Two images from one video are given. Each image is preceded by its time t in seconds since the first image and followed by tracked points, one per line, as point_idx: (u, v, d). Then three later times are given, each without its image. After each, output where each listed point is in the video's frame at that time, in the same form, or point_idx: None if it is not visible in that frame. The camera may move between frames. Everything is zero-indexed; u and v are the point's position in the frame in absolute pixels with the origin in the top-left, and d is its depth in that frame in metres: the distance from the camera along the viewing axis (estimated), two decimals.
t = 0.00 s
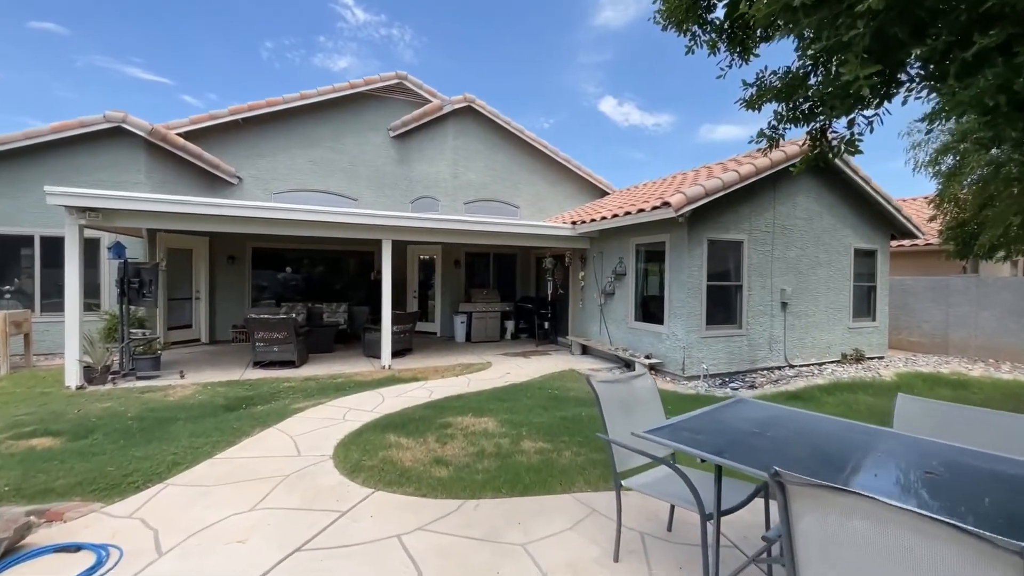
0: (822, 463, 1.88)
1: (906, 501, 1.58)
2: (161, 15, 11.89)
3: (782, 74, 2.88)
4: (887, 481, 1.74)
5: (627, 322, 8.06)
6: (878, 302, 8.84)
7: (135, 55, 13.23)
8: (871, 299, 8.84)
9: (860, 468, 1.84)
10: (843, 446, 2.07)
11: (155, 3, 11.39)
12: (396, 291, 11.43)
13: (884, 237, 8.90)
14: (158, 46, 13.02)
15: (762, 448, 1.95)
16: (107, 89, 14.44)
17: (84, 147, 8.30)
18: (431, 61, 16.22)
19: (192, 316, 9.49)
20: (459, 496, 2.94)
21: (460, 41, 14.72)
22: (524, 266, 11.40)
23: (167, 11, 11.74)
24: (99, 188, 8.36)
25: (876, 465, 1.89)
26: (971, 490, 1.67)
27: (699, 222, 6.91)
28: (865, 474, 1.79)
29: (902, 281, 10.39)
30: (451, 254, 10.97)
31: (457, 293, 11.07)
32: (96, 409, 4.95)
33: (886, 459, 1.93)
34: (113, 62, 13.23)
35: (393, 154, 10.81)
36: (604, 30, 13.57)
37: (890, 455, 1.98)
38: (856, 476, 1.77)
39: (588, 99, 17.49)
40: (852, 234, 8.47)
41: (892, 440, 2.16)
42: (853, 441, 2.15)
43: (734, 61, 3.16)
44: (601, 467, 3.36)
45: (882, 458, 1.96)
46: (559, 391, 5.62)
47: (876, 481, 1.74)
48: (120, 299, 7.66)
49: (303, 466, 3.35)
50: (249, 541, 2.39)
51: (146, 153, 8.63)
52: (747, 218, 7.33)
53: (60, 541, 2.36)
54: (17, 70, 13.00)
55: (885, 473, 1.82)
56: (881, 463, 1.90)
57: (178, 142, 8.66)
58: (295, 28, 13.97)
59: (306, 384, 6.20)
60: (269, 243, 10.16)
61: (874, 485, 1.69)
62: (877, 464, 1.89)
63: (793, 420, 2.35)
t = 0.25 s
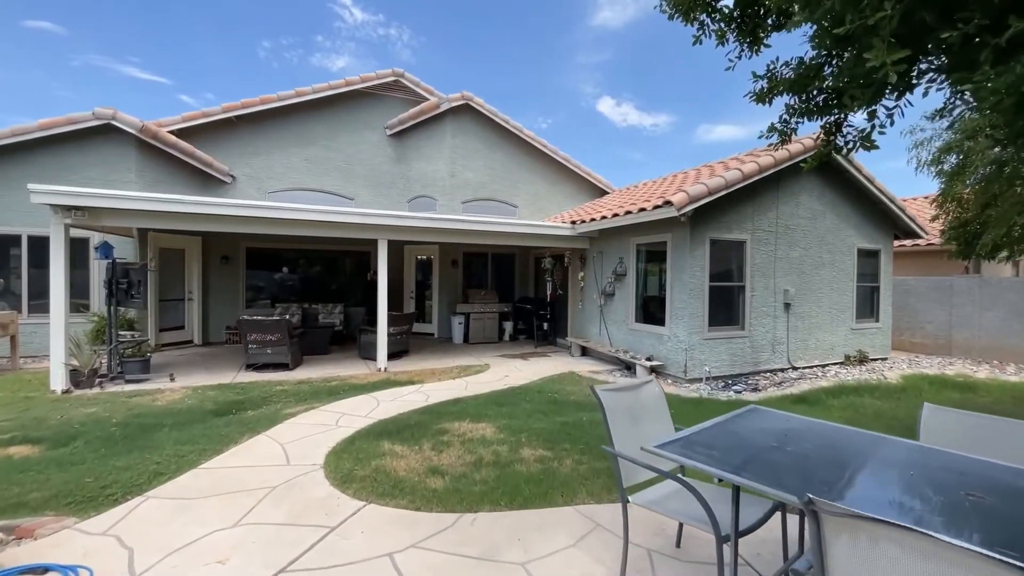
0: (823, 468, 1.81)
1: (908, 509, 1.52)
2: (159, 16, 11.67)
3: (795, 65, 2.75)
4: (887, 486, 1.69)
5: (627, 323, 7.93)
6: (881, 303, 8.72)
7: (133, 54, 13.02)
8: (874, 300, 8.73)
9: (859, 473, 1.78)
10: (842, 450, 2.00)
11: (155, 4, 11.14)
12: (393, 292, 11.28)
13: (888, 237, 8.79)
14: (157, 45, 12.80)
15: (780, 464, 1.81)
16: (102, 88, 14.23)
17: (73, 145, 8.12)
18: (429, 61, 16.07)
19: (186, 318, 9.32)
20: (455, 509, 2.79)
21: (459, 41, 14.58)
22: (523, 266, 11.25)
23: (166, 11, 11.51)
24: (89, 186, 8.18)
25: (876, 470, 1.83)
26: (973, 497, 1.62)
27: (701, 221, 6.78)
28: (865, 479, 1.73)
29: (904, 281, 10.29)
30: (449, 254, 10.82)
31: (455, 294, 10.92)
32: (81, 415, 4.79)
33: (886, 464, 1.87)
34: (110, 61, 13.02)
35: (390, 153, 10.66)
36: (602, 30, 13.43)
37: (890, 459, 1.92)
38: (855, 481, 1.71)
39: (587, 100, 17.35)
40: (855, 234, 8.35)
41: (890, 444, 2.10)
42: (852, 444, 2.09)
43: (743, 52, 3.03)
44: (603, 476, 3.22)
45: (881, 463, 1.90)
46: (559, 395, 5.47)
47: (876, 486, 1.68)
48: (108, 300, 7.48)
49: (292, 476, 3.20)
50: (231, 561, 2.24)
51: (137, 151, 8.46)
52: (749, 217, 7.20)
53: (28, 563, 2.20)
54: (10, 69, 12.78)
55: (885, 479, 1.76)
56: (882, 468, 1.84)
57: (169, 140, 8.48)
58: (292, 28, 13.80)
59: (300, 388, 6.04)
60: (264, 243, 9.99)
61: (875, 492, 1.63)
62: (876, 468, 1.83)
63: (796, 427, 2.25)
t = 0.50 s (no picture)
0: (825, 475, 1.76)
1: (914, 515, 1.46)
2: (156, 16, 11.52)
3: (807, 57, 2.67)
4: (887, 490, 1.64)
5: (627, 324, 7.81)
6: (885, 303, 8.61)
7: (130, 53, 12.87)
8: (877, 300, 8.62)
9: (859, 477, 1.73)
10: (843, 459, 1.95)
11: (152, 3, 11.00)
12: (390, 292, 11.15)
13: (891, 237, 8.68)
14: (154, 45, 12.66)
15: (796, 478, 1.70)
16: (98, 88, 14.08)
17: (64, 143, 7.98)
18: (427, 61, 15.96)
19: (180, 319, 9.17)
20: (451, 521, 2.66)
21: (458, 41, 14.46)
22: (522, 266, 11.13)
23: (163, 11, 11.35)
24: (80, 185, 8.03)
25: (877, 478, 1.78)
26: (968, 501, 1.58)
27: (703, 221, 6.66)
28: (865, 482, 1.69)
29: (907, 282, 10.19)
30: (447, 254, 10.69)
31: (453, 294, 10.78)
32: (68, 420, 4.65)
33: (886, 471, 1.82)
34: (107, 61, 12.88)
35: (387, 152, 10.52)
36: (600, 30, 13.33)
37: (889, 465, 1.88)
38: (855, 484, 1.67)
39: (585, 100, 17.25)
40: (858, 234, 8.24)
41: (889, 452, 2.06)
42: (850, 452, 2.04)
43: (750, 44, 2.92)
44: (606, 485, 3.09)
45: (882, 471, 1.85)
46: (559, 398, 5.35)
47: (876, 491, 1.64)
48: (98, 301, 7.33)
49: (282, 486, 3.06)
50: None
51: (129, 149, 8.31)
52: (751, 216, 7.08)
53: None
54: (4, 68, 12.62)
55: (885, 484, 1.71)
56: (880, 474, 1.80)
57: (162, 138, 8.33)
58: (290, 28, 13.67)
59: (294, 391, 5.91)
60: (259, 243, 9.84)
61: (876, 496, 1.59)
62: (875, 473, 1.79)
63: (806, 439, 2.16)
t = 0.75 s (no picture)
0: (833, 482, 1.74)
1: (947, 540, 1.39)
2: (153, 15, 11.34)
3: (824, 45, 2.58)
4: (903, 503, 1.61)
5: (629, 325, 7.68)
6: (889, 304, 8.50)
7: (128, 53, 12.69)
8: (882, 300, 8.51)
9: (874, 488, 1.70)
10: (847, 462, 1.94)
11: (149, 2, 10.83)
12: (388, 292, 10.99)
13: (895, 237, 8.57)
14: (152, 45, 12.49)
15: (822, 496, 1.61)
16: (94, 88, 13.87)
17: (54, 140, 7.81)
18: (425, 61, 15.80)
19: (173, 321, 9.00)
20: (450, 536, 2.51)
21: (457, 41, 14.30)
22: (521, 266, 10.99)
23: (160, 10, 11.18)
24: (70, 183, 7.87)
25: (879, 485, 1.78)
26: (971, 512, 1.59)
27: (706, 220, 6.52)
28: (881, 494, 1.66)
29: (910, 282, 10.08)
30: (446, 254, 10.54)
31: (451, 294, 10.64)
32: (53, 425, 4.50)
33: (887, 476, 1.83)
34: (103, 60, 12.70)
35: (384, 150, 10.37)
36: (599, 30, 13.23)
37: (892, 471, 1.88)
38: (872, 496, 1.64)
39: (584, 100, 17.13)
40: (863, 234, 8.13)
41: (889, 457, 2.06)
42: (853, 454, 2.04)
43: (763, 32, 2.79)
44: (612, 495, 2.95)
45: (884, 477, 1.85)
46: (561, 401, 5.22)
47: (893, 503, 1.61)
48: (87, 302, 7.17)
49: (272, 497, 2.92)
50: None
51: (120, 147, 8.14)
52: (755, 216, 6.96)
53: None
54: None
55: (899, 495, 1.69)
56: (881, 480, 1.79)
57: (155, 136, 8.18)
58: (287, 28, 13.49)
59: (288, 394, 5.76)
60: (254, 242, 9.68)
61: (894, 510, 1.56)
62: (889, 484, 1.76)
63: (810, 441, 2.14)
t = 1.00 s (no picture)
0: (842, 493, 1.68)
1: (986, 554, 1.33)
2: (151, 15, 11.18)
3: (842, 33, 2.53)
4: (934, 515, 1.56)
5: (631, 326, 7.55)
6: (894, 304, 8.39)
7: (124, 52, 12.54)
8: (886, 300, 8.40)
9: (902, 500, 1.65)
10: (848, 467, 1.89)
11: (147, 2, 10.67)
12: (386, 292, 10.86)
13: (900, 236, 8.47)
14: (150, 45, 12.33)
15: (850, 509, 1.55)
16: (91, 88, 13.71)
17: (45, 138, 7.68)
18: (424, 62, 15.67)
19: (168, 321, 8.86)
20: (448, 549, 2.38)
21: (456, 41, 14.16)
22: (521, 266, 10.87)
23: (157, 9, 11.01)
24: (60, 181, 7.73)
25: (884, 491, 1.74)
26: (976, 517, 1.57)
27: (710, 218, 6.41)
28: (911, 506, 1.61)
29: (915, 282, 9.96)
30: (444, 253, 10.41)
31: (450, 294, 10.51)
32: (39, 428, 4.37)
33: (889, 481, 1.80)
34: (100, 59, 12.55)
35: (382, 148, 10.24)
36: (597, 30, 13.10)
37: (891, 476, 1.86)
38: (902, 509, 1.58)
39: (583, 100, 17.01)
40: (868, 233, 8.02)
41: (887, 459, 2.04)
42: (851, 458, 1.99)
43: (777, 18, 2.67)
44: (618, 504, 2.83)
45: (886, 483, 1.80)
46: (562, 404, 5.09)
47: (925, 516, 1.55)
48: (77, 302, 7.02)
49: (262, 506, 2.79)
50: None
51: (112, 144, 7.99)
52: (760, 214, 6.84)
53: None
54: None
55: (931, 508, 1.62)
56: (898, 488, 1.74)
57: (148, 133, 8.03)
58: (286, 27, 13.34)
59: (283, 396, 5.63)
60: (250, 242, 9.54)
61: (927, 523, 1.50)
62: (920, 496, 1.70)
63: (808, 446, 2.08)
